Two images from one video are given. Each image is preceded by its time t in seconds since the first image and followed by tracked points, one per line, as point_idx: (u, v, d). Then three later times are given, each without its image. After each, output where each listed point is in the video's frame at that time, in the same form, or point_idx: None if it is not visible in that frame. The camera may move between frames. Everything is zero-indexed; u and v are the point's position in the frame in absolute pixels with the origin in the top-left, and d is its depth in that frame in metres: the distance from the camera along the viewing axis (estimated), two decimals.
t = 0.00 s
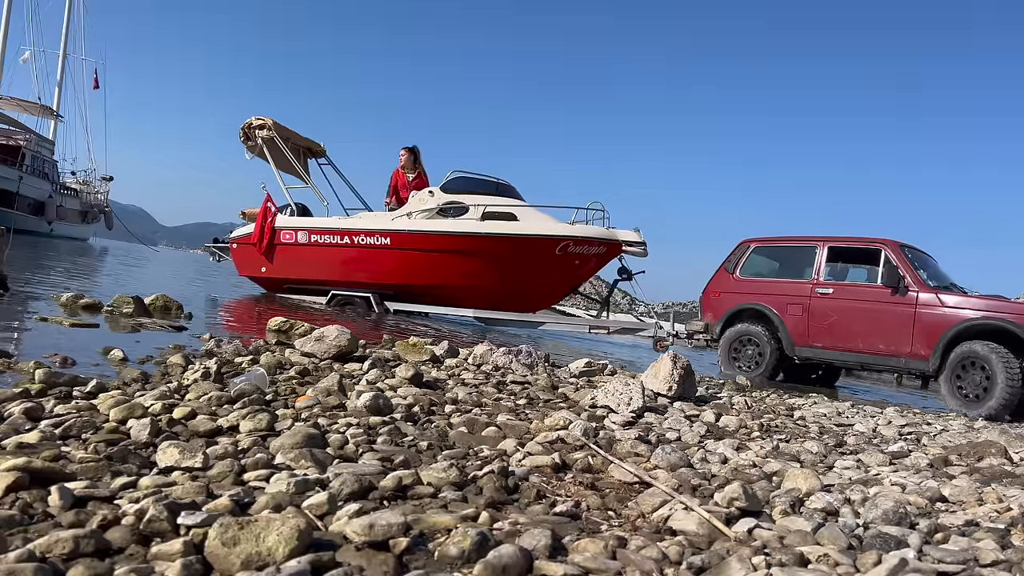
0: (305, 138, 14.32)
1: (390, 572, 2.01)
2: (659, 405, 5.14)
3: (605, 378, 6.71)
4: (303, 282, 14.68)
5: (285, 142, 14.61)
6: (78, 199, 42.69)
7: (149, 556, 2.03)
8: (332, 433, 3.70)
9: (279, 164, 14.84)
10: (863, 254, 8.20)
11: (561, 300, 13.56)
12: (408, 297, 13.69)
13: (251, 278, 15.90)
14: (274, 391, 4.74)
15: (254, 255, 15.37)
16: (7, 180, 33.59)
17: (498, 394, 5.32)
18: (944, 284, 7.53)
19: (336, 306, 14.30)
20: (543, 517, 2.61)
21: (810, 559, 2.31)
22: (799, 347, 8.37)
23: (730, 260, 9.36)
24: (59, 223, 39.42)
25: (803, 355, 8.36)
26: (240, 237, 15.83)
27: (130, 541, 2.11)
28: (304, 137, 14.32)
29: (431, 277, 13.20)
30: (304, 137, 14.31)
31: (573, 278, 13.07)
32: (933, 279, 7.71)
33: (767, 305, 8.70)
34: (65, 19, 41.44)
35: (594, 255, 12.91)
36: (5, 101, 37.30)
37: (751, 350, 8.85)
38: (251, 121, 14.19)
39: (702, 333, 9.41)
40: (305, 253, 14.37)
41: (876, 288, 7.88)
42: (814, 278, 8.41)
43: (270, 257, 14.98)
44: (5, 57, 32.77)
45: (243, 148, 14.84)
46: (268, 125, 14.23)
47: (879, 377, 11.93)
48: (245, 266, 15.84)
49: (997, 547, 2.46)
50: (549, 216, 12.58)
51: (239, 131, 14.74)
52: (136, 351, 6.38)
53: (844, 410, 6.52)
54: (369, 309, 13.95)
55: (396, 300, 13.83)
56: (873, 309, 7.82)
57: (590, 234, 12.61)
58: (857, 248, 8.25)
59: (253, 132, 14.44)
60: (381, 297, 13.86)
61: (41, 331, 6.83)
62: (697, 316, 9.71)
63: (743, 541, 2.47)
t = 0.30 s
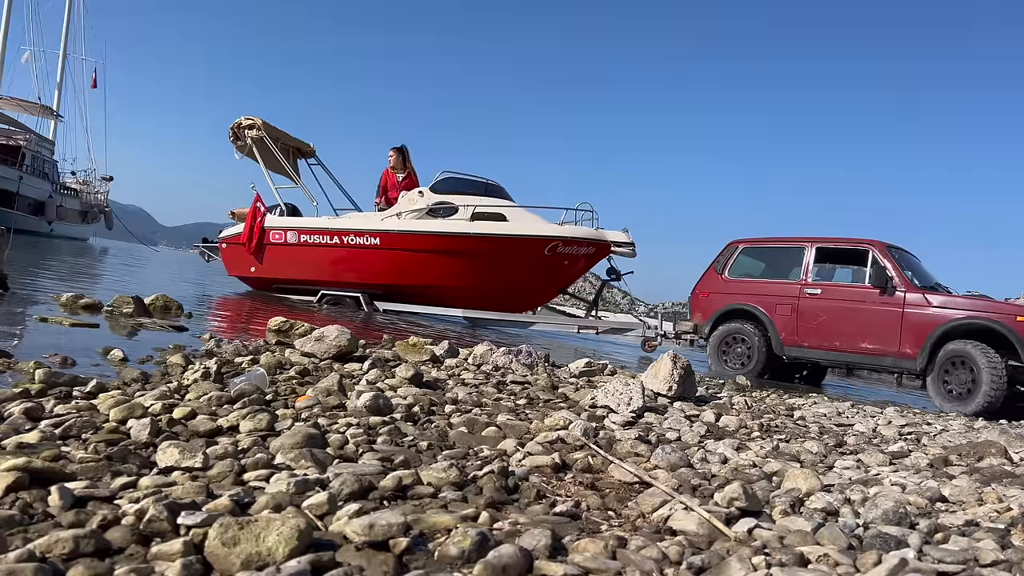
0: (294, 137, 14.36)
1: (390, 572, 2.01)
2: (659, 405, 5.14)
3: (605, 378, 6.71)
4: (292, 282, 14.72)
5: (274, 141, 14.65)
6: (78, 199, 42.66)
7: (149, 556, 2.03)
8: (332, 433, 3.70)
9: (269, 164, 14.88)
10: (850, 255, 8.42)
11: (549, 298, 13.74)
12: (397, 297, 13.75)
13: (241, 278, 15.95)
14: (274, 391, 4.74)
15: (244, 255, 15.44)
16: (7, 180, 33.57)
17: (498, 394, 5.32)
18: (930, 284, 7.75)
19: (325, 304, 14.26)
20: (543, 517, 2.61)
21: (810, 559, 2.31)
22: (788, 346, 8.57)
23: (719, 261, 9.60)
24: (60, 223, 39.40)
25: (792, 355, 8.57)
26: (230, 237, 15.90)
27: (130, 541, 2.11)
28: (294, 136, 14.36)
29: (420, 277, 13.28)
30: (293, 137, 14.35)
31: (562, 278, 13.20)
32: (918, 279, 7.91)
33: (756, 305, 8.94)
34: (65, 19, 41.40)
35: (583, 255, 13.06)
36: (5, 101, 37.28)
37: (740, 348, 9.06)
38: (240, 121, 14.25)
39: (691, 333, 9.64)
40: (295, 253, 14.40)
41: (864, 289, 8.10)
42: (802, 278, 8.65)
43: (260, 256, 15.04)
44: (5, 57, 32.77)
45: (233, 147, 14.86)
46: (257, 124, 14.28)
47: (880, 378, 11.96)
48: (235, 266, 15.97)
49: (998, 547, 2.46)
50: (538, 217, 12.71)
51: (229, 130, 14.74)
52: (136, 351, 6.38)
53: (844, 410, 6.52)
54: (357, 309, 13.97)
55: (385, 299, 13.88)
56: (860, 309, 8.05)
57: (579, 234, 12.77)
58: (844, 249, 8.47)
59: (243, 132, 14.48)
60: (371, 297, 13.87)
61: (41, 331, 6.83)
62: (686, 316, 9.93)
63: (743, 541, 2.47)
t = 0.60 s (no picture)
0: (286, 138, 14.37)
1: (390, 572, 2.01)
2: (659, 405, 5.14)
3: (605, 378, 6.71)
4: (284, 281, 14.75)
5: (265, 142, 14.65)
6: (78, 199, 42.65)
7: (149, 557, 2.03)
8: (332, 432, 3.70)
9: (259, 164, 14.88)
10: (839, 253, 8.55)
11: (539, 298, 13.84)
12: (388, 296, 13.79)
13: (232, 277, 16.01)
14: (274, 391, 4.74)
15: (236, 254, 15.51)
16: (7, 180, 33.56)
17: (498, 394, 5.32)
18: (918, 283, 7.90)
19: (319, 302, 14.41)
20: (543, 517, 2.61)
21: (810, 559, 2.31)
22: (777, 343, 8.72)
23: (709, 259, 9.74)
24: (59, 223, 39.38)
25: (781, 351, 8.71)
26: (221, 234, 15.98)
27: (130, 541, 2.11)
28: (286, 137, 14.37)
29: (411, 275, 13.32)
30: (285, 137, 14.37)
31: (552, 276, 13.33)
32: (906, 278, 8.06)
33: (744, 302, 9.07)
34: (65, 19, 41.38)
35: (572, 255, 13.20)
36: (5, 101, 37.26)
37: (730, 346, 9.20)
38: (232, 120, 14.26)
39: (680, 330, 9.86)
40: (286, 251, 14.44)
41: (853, 287, 8.24)
42: (790, 276, 8.79)
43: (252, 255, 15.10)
44: (5, 57, 32.76)
45: (225, 147, 14.88)
46: (250, 124, 14.28)
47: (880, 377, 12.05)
48: (226, 265, 16.04)
49: (997, 547, 2.46)
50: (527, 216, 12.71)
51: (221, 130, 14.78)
52: (136, 351, 6.39)
53: (844, 410, 6.52)
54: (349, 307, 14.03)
55: (377, 298, 13.95)
56: (849, 307, 8.18)
57: (569, 233, 12.89)
58: (834, 248, 8.60)
59: (234, 131, 14.49)
60: (362, 295, 13.95)
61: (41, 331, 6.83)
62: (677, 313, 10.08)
63: (743, 541, 2.47)
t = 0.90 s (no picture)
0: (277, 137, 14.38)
1: (390, 572, 2.01)
2: (659, 405, 5.14)
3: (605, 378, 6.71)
4: (274, 280, 14.77)
5: (257, 141, 14.67)
6: (78, 199, 42.64)
7: (149, 556, 2.03)
8: (332, 433, 3.70)
9: (250, 164, 14.88)
10: (827, 254, 8.56)
11: (528, 298, 13.86)
12: (377, 295, 13.82)
13: (222, 276, 16.02)
14: (274, 391, 4.74)
15: (226, 252, 15.53)
16: (7, 180, 33.55)
17: (498, 394, 5.32)
18: (903, 283, 7.96)
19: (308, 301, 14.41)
20: (543, 517, 2.61)
21: (810, 559, 2.31)
22: (766, 344, 8.75)
23: (696, 261, 9.77)
24: (59, 223, 39.37)
25: (769, 352, 8.75)
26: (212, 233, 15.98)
27: (130, 541, 2.11)
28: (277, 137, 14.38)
29: (400, 275, 13.34)
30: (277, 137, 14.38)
31: (541, 277, 13.34)
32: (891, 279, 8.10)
33: (733, 303, 9.11)
34: (65, 19, 41.37)
35: (562, 255, 13.21)
36: (5, 100, 37.26)
37: (719, 346, 9.22)
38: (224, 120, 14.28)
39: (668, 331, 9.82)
40: (276, 250, 14.46)
41: (840, 287, 8.28)
42: (776, 277, 8.84)
43: (241, 253, 15.11)
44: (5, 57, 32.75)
45: (216, 146, 14.88)
46: (241, 123, 14.30)
47: (880, 378, 12.10)
48: (217, 263, 16.06)
49: (997, 547, 2.46)
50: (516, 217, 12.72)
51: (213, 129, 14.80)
52: (136, 351, 6.38)
53: (844, 410, 6.52)
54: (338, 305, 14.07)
55: (366, 296, 13.97)
56: (836, 308, 8.24)
57: (559, 234, 12.91)
58: (819, 249, 8.60)
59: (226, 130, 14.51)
60: (351, 294, 13.99)
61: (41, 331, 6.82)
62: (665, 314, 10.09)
63: (743, 541, 2.47)
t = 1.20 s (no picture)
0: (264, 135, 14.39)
1: (390, 572, 2.01)
2: (659, 405, 5.14)
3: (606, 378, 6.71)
4: (262, 280, 14.79)
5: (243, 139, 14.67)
6: (78, 199, 42.62)
7: (149, 556, 2.03)
8: (332, 433, 3.70)
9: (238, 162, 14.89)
10: (813, 255, 8.64)
11: (518, 298, 13.92)
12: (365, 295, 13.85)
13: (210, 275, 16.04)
14: (274, 391, 4.74)
15: (214, 252, 15.55)
16: (7, 180, 33.54)
17: (498, 394, 5.32)
18: (888, 282, 8.14)
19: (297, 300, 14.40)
20: (543, 517, 2.61)
21: (810, 559, 2.31)
22: (753, 343, 8.84)
23: (684, 260, 9.77)
24: (60, 223, 39.36)
25: (756, 351, 8.84)
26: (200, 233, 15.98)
27: (130, 541, 2.11)
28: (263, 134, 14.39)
29: (389, 275, 13.37)
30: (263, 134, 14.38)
31: (529, 278, 13.40)
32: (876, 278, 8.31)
33: (721, 303, 9.15)
34: (65, 19, 41.37)
35: (550, 255, 13.30)
36: (5, 100, 37.26)
37: (706, 344, 9.27)
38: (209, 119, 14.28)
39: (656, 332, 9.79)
40: (264, 250, 14.47)
41: (826, 287, 8.41)
42: (764, 277, 8.91)
43: (229, 253, 15.11)
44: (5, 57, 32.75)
45: (202, 144, 14.89)
46: (227, 122, 14.31)
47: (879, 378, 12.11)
48: (205, 263, 16.07)
49: (998, 547, 2.46)
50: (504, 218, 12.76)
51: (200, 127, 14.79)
52: (136, 351, 6.38)
53: (844, 410, 6.52)
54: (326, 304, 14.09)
55: (355, 296, 14.00)
56: (822, 307, 8.37)
57: (547, 234, 12.98)
58: (806, 249, 8.68)
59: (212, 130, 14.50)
60: (341, 294, 14.02)
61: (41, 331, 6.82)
62: (653, 315, 10.05)
63: (743, 541, 2.47)
